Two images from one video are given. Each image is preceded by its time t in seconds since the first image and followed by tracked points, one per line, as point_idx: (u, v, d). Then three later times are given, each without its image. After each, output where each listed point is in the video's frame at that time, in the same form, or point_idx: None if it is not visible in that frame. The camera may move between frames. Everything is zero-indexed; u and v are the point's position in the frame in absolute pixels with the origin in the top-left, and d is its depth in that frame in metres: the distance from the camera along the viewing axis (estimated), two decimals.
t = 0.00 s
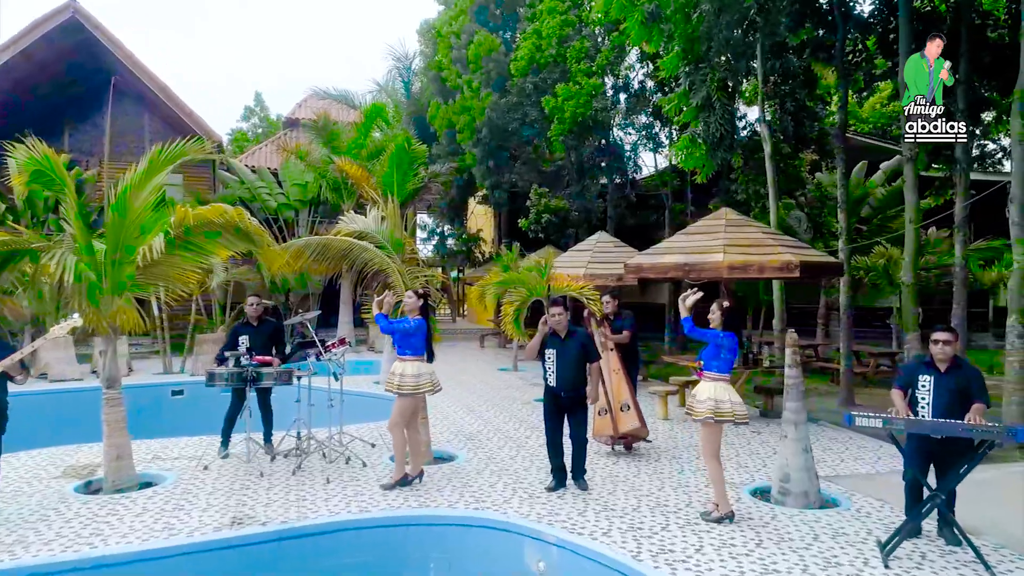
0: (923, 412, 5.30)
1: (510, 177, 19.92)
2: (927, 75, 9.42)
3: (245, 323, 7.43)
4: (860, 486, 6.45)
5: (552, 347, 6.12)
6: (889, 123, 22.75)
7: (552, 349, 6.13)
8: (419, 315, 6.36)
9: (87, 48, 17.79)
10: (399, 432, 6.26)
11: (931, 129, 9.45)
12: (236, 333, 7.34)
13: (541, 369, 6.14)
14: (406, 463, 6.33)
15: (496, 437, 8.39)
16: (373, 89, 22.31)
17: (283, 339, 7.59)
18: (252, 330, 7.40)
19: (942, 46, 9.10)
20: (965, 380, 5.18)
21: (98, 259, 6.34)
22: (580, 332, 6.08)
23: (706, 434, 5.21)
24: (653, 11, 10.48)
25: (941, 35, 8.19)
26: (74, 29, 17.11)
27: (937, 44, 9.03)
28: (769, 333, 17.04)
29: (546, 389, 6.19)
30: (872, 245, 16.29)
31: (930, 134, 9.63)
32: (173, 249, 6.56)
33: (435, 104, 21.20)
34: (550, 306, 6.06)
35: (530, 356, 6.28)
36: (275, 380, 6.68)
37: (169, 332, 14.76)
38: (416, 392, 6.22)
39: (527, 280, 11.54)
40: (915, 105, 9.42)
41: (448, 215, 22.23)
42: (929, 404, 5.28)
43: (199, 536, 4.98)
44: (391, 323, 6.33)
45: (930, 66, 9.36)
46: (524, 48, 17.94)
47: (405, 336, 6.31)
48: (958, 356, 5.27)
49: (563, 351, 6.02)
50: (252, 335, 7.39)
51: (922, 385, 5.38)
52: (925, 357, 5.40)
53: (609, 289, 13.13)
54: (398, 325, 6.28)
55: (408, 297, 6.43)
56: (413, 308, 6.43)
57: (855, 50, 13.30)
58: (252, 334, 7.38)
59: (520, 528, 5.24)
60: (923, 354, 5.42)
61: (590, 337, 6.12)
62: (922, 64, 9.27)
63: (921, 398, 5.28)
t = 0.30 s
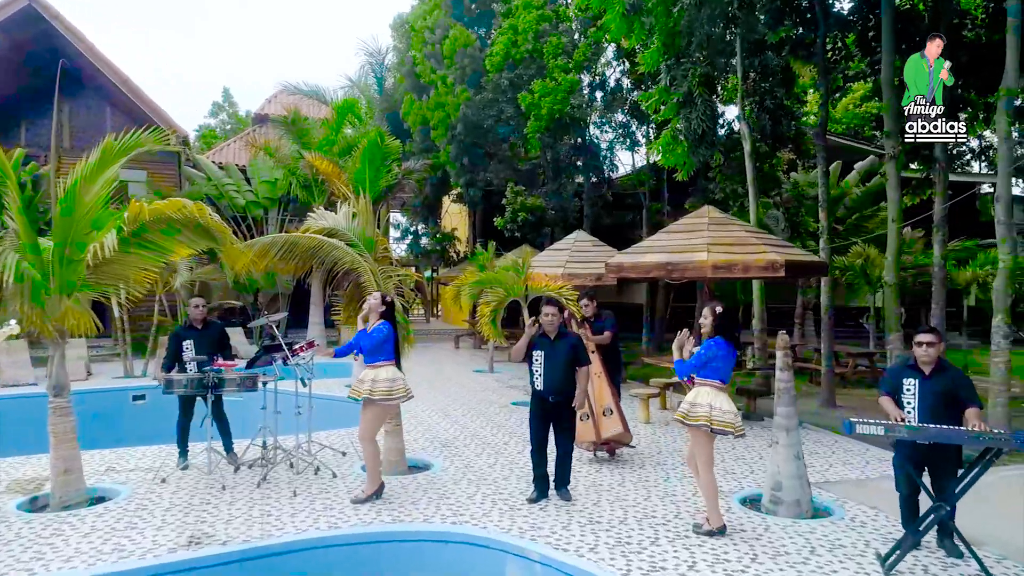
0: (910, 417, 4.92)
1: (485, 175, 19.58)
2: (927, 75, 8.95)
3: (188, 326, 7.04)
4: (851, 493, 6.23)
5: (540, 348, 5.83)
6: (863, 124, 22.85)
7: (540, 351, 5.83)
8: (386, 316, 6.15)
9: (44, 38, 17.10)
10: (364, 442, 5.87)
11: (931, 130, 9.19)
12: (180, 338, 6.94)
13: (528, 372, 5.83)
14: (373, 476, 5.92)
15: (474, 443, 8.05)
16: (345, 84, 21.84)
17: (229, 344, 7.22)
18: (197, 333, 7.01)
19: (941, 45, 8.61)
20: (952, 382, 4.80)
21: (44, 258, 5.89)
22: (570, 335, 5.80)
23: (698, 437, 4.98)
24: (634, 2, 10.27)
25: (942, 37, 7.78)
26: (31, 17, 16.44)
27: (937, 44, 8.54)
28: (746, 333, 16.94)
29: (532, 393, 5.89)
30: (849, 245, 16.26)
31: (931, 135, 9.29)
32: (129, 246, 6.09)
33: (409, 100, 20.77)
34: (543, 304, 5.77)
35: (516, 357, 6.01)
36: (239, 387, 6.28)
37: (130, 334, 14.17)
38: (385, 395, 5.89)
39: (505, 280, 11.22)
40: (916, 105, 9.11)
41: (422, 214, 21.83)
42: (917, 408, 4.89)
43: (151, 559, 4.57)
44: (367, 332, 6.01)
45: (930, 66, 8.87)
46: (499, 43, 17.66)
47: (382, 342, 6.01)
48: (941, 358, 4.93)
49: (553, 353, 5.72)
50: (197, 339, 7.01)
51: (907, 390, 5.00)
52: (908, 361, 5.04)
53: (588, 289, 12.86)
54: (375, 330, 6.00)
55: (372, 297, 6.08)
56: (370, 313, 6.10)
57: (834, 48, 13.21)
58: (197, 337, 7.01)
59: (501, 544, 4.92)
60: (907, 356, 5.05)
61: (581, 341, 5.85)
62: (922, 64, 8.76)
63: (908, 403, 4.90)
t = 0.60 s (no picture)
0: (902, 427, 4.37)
1: (459, 172, 19.20)
2: (927, 75, 8.59)
3: (132, 330, 6.61)
4: (842, 501, 6.00)
5: (525, 350, 5.57)
6: (835, 124, 22.90)
7: (524, 352, 5.56)
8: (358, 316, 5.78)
9: None
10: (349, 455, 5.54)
11: (932, 131, 8.87)
12: (124, 342, 6.52)
13: (511, 375, 5.56)
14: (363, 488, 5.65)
15: (448, 450, 7.69)
16: (313, 78, 21.29)
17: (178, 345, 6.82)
18: (142, 336, 6.60)
19: (941, 45, 8.23)
20: (943, 383, 4.30)
21: None
22: (558, 339, 5.57)
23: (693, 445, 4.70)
24: None
25: (941, 38, 7.40)
26: None
27: (935, 43, 8.19)
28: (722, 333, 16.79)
29: (515, 399, 5.59)
30: (824, 245, 16.19)
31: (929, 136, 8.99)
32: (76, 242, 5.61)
33: (380, 95, 20.30)
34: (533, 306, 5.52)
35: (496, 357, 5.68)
36: (196, 393, 5.86)
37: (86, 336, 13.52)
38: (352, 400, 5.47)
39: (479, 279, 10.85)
40: (915, 105, 8.79)
41: (393, 213, 21.35)
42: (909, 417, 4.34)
43: None
44: (344, 334, 5.60)
45: (930, 65, 8.52)
46: (472, 37, 17.31)
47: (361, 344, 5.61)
48: (929, 358, 4.41)
49: (537, 356, 5.47)
50: (144, 342, 6.59)
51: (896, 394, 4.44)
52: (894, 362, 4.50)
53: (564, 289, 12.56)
54: (352, 331, 5.62)
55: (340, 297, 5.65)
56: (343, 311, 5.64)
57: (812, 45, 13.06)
58: (143, 340, 6.60)
59: (480, 564, 4.57)
60: (891, 358, 4.52)
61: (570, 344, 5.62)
62: (922, 64, 8.43)
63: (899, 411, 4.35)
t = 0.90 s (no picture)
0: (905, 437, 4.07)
1: (433, 169, 18.82)
2: (926, 75, 8.91)
3: (82, 333, 6.15)
4: (833, 508, 5.77)
5: (508, 354, 5.26)
6: (810, 123, 22.94)
7: (507, 356, 5.24)
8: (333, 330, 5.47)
9: None
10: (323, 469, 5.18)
11: (931, 130, 9.15)
12: (73, 346, 6.07)
13: (493, 380, 5.22)
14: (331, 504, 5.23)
15: (422, 457, 7.34)
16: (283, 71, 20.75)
17: (131, 350, 6.39)
18: (93, 339, 6.15)
19: (942, 45, 8.58)
20: (944, 388, 4.01)
21: None
22: (544, 343, 5.28)
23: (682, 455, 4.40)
24: None
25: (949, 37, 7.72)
26: None
27: (936, 43, 8.57)
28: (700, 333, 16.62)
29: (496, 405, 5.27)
30: (802, 244, 16.10)
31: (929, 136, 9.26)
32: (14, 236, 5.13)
33: (353, 90, 19.85)
34: (520, 310, 5.17)
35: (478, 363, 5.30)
36: (151, 400, 5.45)
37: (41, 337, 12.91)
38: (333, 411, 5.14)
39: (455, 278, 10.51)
40: (915, 105, 9.06)
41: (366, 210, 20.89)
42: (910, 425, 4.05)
43: None
44: (314, 346, 5.25)
45: (929, 66, 8.85)
46: (447, 30, 16.96)
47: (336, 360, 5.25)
48: (928, 363, 4.12)
49: (521, 361, 5.16)
50: (94, 346, 6.14)
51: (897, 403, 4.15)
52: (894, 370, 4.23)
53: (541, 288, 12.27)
54: (326, 344, 5.27)
55: (311, 303, 5.26)
56: (311, 319, 5.27)
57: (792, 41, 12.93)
58: (93, 344, 6.14)
59: None
60: (890, 364, 4.23)
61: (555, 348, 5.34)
62: (922, 64, 8.76)
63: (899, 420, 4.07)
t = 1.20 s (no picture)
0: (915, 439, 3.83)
1: (411, 162, 18.41)
2: (926, 75, 8.70)
3: (43, 331, 5.73)
4: (829, 513, 5.52)
5: (495, 354, 4.93)
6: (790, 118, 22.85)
7: (492, 356, 4.92)
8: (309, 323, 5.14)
9: None
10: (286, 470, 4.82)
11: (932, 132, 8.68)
12: (32, 345, 5.66)
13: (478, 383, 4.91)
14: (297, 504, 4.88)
15: (398, 461, 6.99)
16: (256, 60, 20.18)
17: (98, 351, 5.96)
18: (54, 339, 5.73)
19: (942, 44, 8.41)
20: (962, 391, 3.76)
21: None
22: (531, 342, 4.97)
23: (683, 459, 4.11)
24: None
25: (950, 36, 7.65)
26: None
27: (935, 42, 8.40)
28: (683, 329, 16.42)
29: (480, 408, 4.95)
30: (785, 239, 15.93)
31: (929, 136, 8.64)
32: None
33: (327, 80, 19.37)
34: (507, 310, 4.86)
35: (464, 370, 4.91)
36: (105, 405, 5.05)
37: None
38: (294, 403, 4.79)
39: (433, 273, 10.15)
40: (914, 105, 8.72)
41: (342, 203, 20.41)
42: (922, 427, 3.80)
43: None
44: (292, 333, 4.90)
45: (929, 65, 8.65)
46: (425, 19, 16.54)
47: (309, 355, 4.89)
48: (947, 363, 3.85)
49: (508, 362, 4.85)
50: (54, 346, 5.72)
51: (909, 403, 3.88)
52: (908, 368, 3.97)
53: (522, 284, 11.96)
54: (304, 335, 4.92)
55: (278, 288, 4.88)
56: (281, 312, 4.90)
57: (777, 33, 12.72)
58: (53, 344, 5.72)
59: None
60: (904, 363, 3.96)
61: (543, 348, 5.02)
62: (921, 65, 8.50)
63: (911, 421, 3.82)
